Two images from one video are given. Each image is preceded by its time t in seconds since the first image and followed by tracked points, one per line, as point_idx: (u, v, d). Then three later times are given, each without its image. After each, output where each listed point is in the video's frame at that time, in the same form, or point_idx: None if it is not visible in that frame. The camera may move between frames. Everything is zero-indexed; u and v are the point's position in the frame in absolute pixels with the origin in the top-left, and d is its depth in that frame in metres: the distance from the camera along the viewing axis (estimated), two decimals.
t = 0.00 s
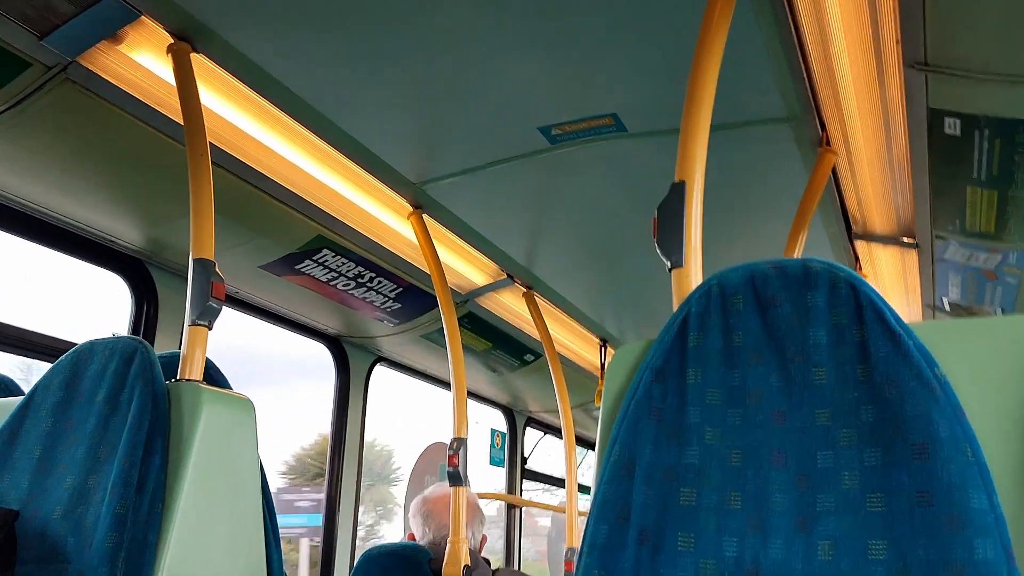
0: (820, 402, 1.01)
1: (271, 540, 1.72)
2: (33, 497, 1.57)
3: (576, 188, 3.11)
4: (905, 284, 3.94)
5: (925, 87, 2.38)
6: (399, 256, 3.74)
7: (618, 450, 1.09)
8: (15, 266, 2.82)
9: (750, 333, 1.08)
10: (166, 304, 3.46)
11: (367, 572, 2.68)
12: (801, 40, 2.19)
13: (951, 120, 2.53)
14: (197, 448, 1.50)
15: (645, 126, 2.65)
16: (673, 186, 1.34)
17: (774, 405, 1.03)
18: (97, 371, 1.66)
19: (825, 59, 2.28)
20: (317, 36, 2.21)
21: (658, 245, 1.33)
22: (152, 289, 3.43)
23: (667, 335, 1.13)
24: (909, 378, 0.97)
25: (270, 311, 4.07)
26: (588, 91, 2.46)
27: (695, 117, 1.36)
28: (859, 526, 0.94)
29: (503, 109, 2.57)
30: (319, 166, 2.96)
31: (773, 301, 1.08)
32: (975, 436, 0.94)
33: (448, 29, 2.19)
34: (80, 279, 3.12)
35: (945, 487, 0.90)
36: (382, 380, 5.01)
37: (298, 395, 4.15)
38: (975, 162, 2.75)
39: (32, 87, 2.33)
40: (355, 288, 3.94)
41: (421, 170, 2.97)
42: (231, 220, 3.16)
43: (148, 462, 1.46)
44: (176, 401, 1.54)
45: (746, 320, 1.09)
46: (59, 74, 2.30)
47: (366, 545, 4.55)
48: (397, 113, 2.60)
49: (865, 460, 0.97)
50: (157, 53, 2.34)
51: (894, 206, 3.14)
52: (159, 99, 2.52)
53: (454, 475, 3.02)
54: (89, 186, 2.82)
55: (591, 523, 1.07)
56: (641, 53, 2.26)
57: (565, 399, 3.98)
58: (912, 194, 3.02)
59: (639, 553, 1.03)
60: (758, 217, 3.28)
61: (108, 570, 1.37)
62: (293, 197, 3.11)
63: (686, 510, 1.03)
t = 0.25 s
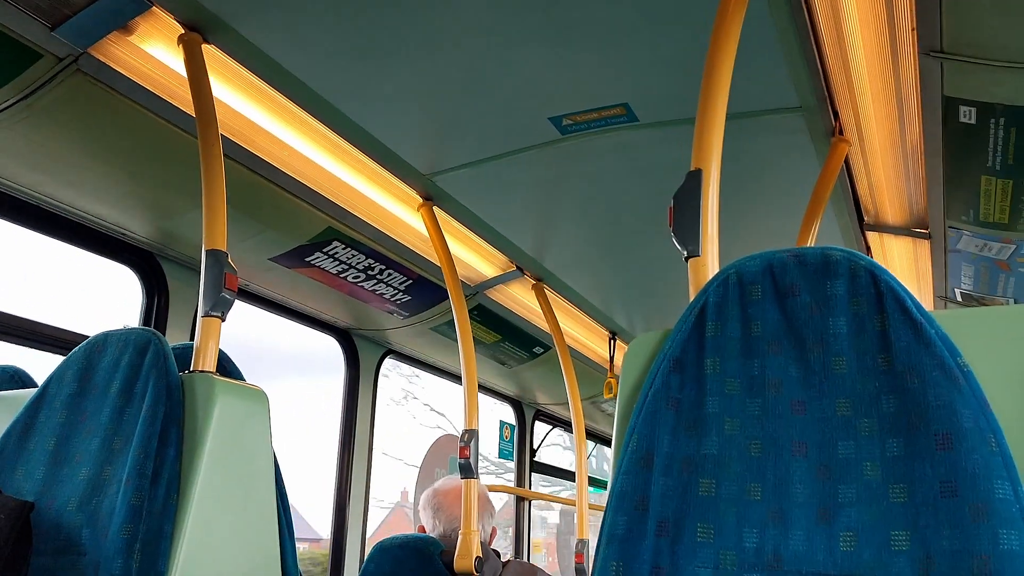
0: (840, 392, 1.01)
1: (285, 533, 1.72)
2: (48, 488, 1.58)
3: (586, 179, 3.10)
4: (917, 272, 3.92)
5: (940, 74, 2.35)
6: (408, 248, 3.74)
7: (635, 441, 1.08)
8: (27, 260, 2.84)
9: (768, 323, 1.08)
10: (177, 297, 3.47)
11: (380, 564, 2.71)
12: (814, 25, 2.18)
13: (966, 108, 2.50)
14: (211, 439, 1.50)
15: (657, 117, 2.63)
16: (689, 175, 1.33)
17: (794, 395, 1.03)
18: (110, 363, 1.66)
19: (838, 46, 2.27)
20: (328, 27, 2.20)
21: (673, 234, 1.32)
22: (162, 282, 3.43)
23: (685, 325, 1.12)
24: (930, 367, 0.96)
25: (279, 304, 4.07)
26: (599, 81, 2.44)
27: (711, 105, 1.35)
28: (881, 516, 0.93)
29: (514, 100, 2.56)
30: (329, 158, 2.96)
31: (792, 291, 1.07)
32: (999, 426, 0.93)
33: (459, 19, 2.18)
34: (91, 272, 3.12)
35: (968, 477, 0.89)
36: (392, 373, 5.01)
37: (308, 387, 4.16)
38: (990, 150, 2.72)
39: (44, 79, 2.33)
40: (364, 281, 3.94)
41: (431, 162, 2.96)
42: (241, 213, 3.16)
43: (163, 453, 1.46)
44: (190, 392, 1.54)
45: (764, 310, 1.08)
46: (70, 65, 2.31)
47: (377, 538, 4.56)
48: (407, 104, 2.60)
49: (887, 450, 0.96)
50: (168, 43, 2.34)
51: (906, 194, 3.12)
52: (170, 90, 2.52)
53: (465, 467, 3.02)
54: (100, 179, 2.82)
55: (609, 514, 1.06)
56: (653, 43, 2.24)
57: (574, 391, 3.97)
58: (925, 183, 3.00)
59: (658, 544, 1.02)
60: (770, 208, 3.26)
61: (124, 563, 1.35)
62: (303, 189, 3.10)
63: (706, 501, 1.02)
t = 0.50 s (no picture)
0: (850, 390, 1.00)
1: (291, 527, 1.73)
2: (55, 482, 1.58)
3: (593, 175, 3.09)
4: (924, 269, 3.91)
5: (950, 70, 2.34)
6: (415, 243, 3.74)
7: (643, 438, 1.08)
8: (35, 254, 2.85)
9: (778, 320, 1.07)
10: (184, 291, 3.48)
11: (385, 559, 2.71)
12: (824, 21, 2.17)
13: (976, 104, 2.50)
14: (218, 434, 1.50)
15: (664, 112, 2.62)
16: (697, 171, 1.33)
17: (803, 392, 1.02)
18: (118, 357, 1.66)
19: (847, 40, 2.26)
20: (335, 22, 2.20)
21: (681, 230, 1.31)
22: (169, 276, 3.44)
23: (693, 321, 1.11)
24: (941, 365, 0.95)
25: (285, 299, 4.08)
26: (606, 76, 2.43)
27: (720, 100, 1.34)
28: (891, 515, 0.93)
29: (521, 95, 2.55)
30: (335, 153, 2.96)
31: (802, 287, 1.07)
32: (1011, 424, 0.92)
33: (467, 14, 2.17)
34: (98, 266, 3.13)
35: (979, 475, 0.89)
36: (397, 368, 5.02)
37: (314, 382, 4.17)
38: (999, 147, 2.70)
39: (52, 74, 2.33)
40: (371, 276, 3.94)
41: (438, 157, 2.96)
42: (247, 208, 3.16)
43: (170, 448, 1.47)
44: (196, 387, 1.55)
45: (774, 307, 1.08)
46: (77, 60, 2.30)
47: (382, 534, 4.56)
48: (414, 99, 2.59)
49: (898, 448, 0.95)
50: (175, 38, 2.33)
51: (914, 189, 3.11)
52: (178, 85, 2.52)
53: (471, 462, 3.03)
54: (107, 173, 2.83)
55: (617, 511, 1.06)
56: (661, 39, 2.24)
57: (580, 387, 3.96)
58: (934, 179, 2.98)
59: (666, 541, 1.02)
60: (778, 204, 3.25)
61: (132, 558, 1.36)
62: (309, 184, 3.10)
63: (714, 498, 1.02)
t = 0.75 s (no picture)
0: (847, 393, 1.00)
1: (293, 525, 1.74)
2: (58, 479, 1.60)
3: (597, 176, 3.10)
4: (928, 272, 3.90)
5: (953, 74, 2.34)
6: (419, 243, 3.75)
7: (641, 439, 1.09)
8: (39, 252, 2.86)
9: (776, 322, 1.08)
10: (189, 290, 3.49)
11: (388, 556, 2.73)
12: (828, 25, 2.17)
13: (980, 109, 2.49)
14: (220, 431, 1.51)
15: (668, 114, 2.63)
16: (698, 174, 1.33)
17: (801, 395, 1.03)
18: (121, 356, 1.67)
19: (851, 43, 2.27)
20: (340, 23, 2.21)
21: (682, 233, 1.32)
22: (174, 275, 3.45)
23: (692, 323, 1.12)
24: (938, 369, 0.95)
25: (290, 298, 4.10)
26: (610, 78, 2.44)
27: (721, 104, 1.35)
28: (887, 517, 0.93)
29: (525, 97, 2.56)
30: (340, 153, 2.97)
31: (800, 291, 1.07)
32: (1007, 429, 0.93)
33: (471, 16, 2.18)
34: (103, 264, 3.15)
35: (975, 478, 0.89)
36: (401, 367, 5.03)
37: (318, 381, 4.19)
38: (1003, 151, 2.70)
39: (58, 73, 2.35)
40: (375, 276, 3.95)
41: (442, 158, 2.97)
42: (252, 207, 3.17)
43: (173, 446, 1.48)
44: (199, 385, 1.56)
45: (772, 310, 1.08)
46: (84, 60, 2.32)
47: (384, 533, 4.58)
48: (418, 100, 2.60)
49: (894, 451, 0.96)
50: (181, 37, 2.35)
51: (918, 192, 3.11)
52: (184, 85, 2.54)
53: (473, 461, 3.05)
54: (113, 172, 2.84)
55: (615, 511, 1.07)
56: (665, 41, 2.24)
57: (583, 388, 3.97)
58: (937, 182, 2.98)
59: (663, 542, 1.03)
60: (782, 206, 3.26)
61: (134, 555, 1.37)
62: (314, 184, 3.11)
63: (711, 499, 1.03)
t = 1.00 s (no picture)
0: (844, 397, 1.01)
1: (292, 525, 1.74)
2: (59, 478, 1.60)
3: (599, 179, 3.10)
4: (930, 277, 3.90)
5: (954, 78, 2.34)
6: (421, 245, 3.75)
7: (639, 442, 1.09)
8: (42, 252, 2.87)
9: (774, 326, 1.08)
10: (191, 291, 3.50)
11: (388, 558, 2.72)
12: (829, 29, 2.18)
13: (981, 113, 2.49)
14: (220, 432, 1.52)
15: (669, 118, 2.63)
16: (698, 177, 1.34)
17: (799, 399, 1.03)
18: (123, 355, 1.68)
19: (853, 47, 2.27)
20: (342, 25, 2.22)
21: (681, 236, 1.32)
22: (176, 275, 3.46)
23: (690, 326, 1.12)
24: (935, 373, 0.95)
25: (292, 299, 4.10)
26: (612, 81, 2.44)
27: (720, 108, 1.35)
28: (883, 521, 0.93)
29: (527, 99, 2.56)
30: (343, 155, 2.98)
31: (798, 294, 1.08)
32: (1003, 433, 0.93)
33: (473, 19, 2.19)
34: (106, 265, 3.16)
35: (970, 483, 0.89)
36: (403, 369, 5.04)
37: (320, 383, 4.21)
38: (1004, 155, 2.70)
39: (62, 74, 2.36)
40: (377, 277, 3.96)
41: (444, 160, 2.98)
42: (255, 209, 3.18)
43: (173, 446, 1.48)
44: (200, 386, 1.56)
45: (770, 313, 1.09)
46: (87, 61, 2.33)
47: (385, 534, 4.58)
48: (421, 102, 2.61)
49: (891, 455, 0.96)
50: (184, 39, 2.36)
51: (920, 197, 3.10)
52: (187, 86, 2.55)
53: (474, 463, 3.05)
54: (116, 172, 2.85)
55: (612, 513, 1.07)
56: (666, 45, 2.25)
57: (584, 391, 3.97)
58: (939, 187, 2.98)
59: (660, 544, 1.03)
60: (784, 210, 3.26)
61: (133, 554, 1.37)
62: (317, 185, 3.12)
63: (708, 502, 1.03)
